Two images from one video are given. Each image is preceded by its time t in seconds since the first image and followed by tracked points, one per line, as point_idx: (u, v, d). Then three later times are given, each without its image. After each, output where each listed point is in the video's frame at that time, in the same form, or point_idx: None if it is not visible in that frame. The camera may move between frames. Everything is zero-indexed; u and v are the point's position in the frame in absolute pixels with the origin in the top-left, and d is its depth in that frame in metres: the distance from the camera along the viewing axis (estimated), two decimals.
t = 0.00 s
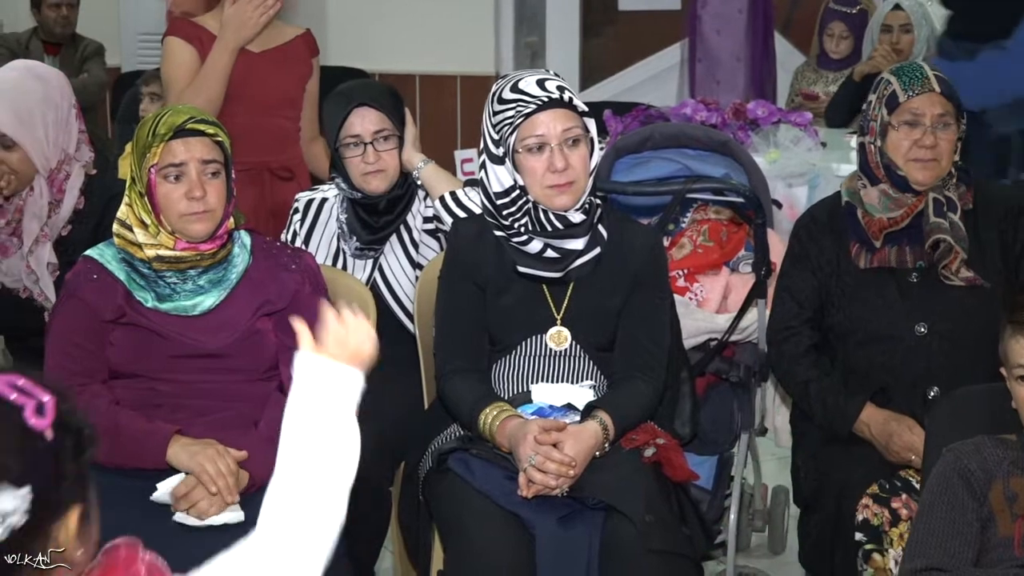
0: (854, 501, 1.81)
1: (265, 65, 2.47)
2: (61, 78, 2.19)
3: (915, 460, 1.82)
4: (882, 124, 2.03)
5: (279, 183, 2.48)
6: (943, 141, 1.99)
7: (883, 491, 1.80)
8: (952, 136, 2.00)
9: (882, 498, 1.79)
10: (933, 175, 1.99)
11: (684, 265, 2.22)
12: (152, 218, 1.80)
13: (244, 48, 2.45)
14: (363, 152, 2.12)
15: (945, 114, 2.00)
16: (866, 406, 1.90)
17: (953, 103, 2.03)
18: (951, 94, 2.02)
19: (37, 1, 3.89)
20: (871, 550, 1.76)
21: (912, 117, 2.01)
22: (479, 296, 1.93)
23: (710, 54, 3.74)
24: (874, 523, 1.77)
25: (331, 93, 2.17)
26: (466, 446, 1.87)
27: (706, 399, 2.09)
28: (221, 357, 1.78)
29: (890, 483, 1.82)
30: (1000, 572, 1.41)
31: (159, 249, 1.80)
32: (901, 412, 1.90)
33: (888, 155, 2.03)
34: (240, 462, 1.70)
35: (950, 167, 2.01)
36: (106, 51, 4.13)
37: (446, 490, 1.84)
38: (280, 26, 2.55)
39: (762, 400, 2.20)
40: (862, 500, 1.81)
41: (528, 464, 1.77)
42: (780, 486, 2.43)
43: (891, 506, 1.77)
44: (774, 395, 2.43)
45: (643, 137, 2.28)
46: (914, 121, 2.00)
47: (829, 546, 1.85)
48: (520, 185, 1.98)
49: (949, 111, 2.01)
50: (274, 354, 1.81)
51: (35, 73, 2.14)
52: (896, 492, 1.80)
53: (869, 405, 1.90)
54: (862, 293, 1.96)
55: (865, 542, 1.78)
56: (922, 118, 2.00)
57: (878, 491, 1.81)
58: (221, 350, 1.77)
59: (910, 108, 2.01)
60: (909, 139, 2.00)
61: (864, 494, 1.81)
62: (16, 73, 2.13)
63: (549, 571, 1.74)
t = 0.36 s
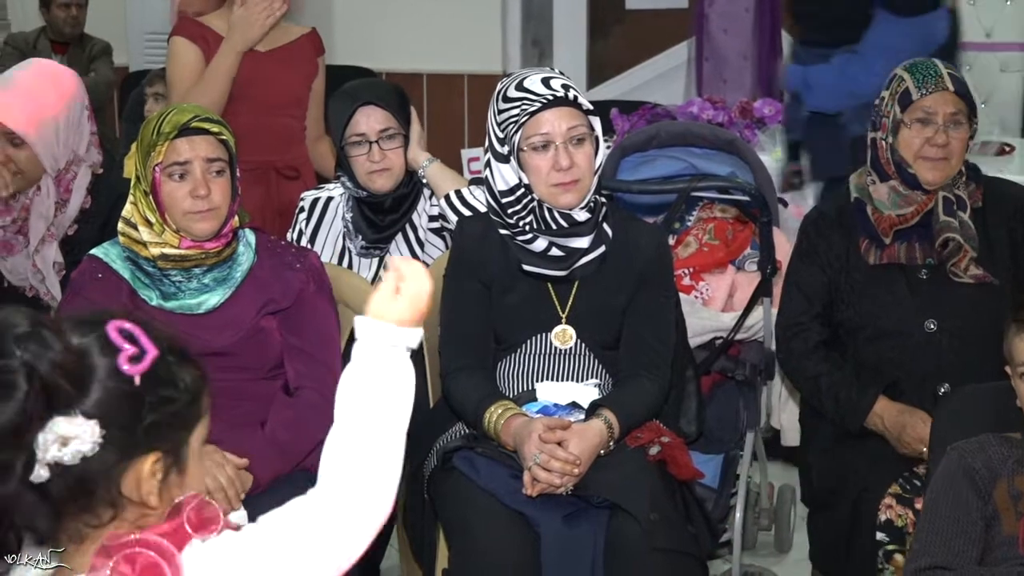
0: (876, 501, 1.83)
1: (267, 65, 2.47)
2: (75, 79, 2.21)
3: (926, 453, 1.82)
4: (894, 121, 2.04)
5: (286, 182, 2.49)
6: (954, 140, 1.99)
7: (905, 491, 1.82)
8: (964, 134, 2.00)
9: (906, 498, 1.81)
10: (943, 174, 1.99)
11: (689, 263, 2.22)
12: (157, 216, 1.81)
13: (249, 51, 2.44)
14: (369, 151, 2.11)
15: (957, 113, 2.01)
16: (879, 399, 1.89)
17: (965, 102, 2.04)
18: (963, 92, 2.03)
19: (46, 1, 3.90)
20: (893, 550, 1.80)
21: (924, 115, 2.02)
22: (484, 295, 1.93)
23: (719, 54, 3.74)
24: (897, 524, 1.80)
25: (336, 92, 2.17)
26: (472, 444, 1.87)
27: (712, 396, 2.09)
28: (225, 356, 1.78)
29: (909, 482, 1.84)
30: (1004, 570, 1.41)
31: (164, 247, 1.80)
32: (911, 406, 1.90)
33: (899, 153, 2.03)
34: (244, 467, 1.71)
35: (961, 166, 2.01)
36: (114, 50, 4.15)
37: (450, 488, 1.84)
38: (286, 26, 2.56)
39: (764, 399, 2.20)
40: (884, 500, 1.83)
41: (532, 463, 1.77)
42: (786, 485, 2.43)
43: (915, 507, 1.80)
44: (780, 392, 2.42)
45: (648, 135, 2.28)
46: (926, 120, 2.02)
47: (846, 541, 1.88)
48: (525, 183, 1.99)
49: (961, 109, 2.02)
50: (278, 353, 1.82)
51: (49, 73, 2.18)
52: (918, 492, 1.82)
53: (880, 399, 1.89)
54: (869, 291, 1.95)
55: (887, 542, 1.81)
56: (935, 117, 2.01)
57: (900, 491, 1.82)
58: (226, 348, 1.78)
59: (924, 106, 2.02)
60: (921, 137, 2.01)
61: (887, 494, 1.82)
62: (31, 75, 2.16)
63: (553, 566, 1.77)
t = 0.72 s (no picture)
0: (872, 503, 1.83)
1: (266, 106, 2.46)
2: (91, 81, 2.21)
3: (920, 453, 1.82)
4: (888, 121, 2.04)
5: (286, 181, 2.48)
6: (948, 138, 1.98)
7: (902, 493, 1.82)
8: (957, 133, 1.99)
9: (902, 500, 1.81)
10: (938, 174, 1.98)
11: (691, 261, 2.21)
12: (158, 214, 1.82)
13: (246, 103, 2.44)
14: (370, 149, 2.11)
15: (949, 112, 2.00)
16: (870, 400, 1.89)
17: (960, 98, 2.02)
18: (956, 89, 2.01)
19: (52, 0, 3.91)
20: (891, 552, 1.79)
21: (917, 115, 2.01)
22: (485, 293, 1.93)
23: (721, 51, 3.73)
24: (894, 525, 1.80)
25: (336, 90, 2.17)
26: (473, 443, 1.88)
27: (714, 394, 2.08)
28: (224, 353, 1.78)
29: (906, 483, 1.83)
30: (1005, 568, 1.40)
31: (165, 246, 1.82)
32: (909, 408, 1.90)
33: (894, 153, 2.02)
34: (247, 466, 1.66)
35: (956, 164, 2.00)
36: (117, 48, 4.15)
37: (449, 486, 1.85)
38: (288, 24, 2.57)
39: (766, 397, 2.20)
40: (880, 501, 1.83)
41: (532, 461, 1.77)
42: (787, 484, 2.43)
43: (911, 508, 1.80)
44: (782, 392, 2.41)
45: (650, 133, 2.28)
46: (919, 119, 2.00)
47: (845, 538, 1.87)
48: (526, 181, 1.98)
49: (954, 108, 2.00)
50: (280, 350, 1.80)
51: (65, 73, 2.15)
52: (914, 493, 1.82)
53: (874, 401, 1.89)
54: (870, 289, 1.95)
55: (885, 544, 1.80)
56: (927, 116, 2.00)
57: (897, 492, 1.82)
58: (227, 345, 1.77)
59: (916, 106, 2.01)
60: (914, 137, 2.00)
61: (883, 495, 1.82)
62: (47, 67, 2.12)
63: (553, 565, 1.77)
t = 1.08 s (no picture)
0: (868, 504, 1.80)
1: (267, 99, 2.47)
2: (105, 87, 2.15)
3: (924, 455, 1.82)
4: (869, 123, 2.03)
5: (290, 180, 2.49)
6: (922, 141, 1.96)
7: (898, 494, 1.78)
8: (934, 134, 1.96)
9: (898, 501, 1.78)
10: (919, 173, 1.98)
11: (696, 260, 2.21)
12: (162, 214, 1.82)
13: (251, 87, 2.45)
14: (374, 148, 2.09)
15: (923, 112, 1.97)
16: (876, 401, 1.90)
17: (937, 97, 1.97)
18: (927, 90, 1.97)
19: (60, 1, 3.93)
20: (884, 553, 1.76)
21: (890, 118, 1.99)
22: (490, 291, 1.93)
23: (725, 49, 3.72)
24: (889, 527, 1.76)
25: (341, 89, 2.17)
26: (477, 442, 1.88)
27: (718, 393, 2.07)
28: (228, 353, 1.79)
29: (904, 485, 1.80)
30: (1009, 567, 1.40)
31: (169, 245, 1.81)
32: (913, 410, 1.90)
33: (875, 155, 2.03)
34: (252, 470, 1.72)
35: (939, 165, 1.98)
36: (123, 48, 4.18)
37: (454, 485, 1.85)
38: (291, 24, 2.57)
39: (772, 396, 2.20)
40: (876, 503, 1.80)
41: (536, 460, 1.77)
42: (792, 482, 2.43)
43: (906, 511, 1.76)
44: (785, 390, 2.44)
45: (655, 132, 2.26)
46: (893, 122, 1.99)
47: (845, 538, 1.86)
48: (529, 180, 1.97)
49: (927, 109, 1.97)
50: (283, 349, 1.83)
51: (76, 74, 2.10)
52: (911, 495, 1.78)
53: (879, 402, 1.90)
54: (873, 288, 1.95)
55: (879, 544, 1.77)
56: (899, 119, 1.98)
57: (893, 493, 1.79)
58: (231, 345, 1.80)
59: (885, 108, 1.99)
60: (889, 140, 1.99)
61: (879, 496, 1.79)
62: (58, 69, 2.07)
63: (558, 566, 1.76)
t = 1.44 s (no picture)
0: (876, 502, 1.83)
1: (278, 80, 2.49)
2: (126, 88, 2.17)
3: (931, 457, 1.84)
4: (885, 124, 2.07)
5: (310, 178, 2.51)
6: (937, 140, 1.99)
7: (905, 493, 1.81)
8: (949, 134, 1.99)
9: (904, 501, 1.81)
10: (934, 172, 2.00)
11: (708, 258, 2.24)
12: (185, 214, 1.85)
13: (261, 43, 2.47)
14: (393, 148, 2.11)
15: (937, 112, 2.00)
16: (884, 401, 1.91)
17: (951, 98, 2.00)
18: (942, 90, 1.99)
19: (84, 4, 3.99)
20: (888, 550, 1.79)
21: (904, 117, 2.02)
22: (507, 290, 1.96)
23: (737, 49, 3.74)
24: (894, 525, 1.80)
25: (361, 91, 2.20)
26: (495, 437, 1.91)
27: (731, 390, 2.11)
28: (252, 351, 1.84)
29: (911, 484, 1.82)
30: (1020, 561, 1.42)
31: (192, 244, 1.84)
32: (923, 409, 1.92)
33: (890, 155, 2.06)
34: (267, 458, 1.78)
35: (954, 165, 2.01)
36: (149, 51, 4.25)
37: (474, 480, 1.89)
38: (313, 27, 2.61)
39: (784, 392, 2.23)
40: (883, 500, 1.83)
41: (553, 455, 1.81)
42: (805, 477, 2.45)
43: (912, 510, 1.79)
44: (799, 389, 2.44)
45: (668, 133, 2.31)
46: (907, 122, 2.02)
47: (851, 538, 1.88)
48: (546, 180, 2.00)
49: (942, 109, 2.00)
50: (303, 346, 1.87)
51: (96, 80, 2.12)
52: (917, 494, 1.81)
53: (889, 402, 1.91)
54: (885, 287, 1.97)
55: (883, 542, 1.80)
56: (914, 119, 2.01)
57: (900, 492, 1.82)
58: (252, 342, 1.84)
59: (901, 107, 2.03)
60: (904, 139, 2.02)
61: (886, 495, 1.82)
62: (75, 72, 2.11)
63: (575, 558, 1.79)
